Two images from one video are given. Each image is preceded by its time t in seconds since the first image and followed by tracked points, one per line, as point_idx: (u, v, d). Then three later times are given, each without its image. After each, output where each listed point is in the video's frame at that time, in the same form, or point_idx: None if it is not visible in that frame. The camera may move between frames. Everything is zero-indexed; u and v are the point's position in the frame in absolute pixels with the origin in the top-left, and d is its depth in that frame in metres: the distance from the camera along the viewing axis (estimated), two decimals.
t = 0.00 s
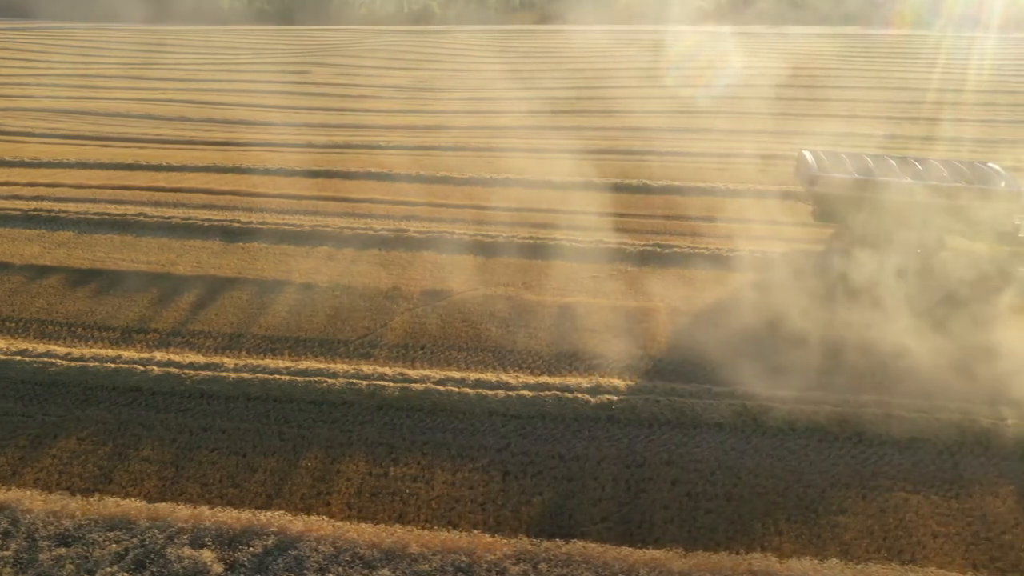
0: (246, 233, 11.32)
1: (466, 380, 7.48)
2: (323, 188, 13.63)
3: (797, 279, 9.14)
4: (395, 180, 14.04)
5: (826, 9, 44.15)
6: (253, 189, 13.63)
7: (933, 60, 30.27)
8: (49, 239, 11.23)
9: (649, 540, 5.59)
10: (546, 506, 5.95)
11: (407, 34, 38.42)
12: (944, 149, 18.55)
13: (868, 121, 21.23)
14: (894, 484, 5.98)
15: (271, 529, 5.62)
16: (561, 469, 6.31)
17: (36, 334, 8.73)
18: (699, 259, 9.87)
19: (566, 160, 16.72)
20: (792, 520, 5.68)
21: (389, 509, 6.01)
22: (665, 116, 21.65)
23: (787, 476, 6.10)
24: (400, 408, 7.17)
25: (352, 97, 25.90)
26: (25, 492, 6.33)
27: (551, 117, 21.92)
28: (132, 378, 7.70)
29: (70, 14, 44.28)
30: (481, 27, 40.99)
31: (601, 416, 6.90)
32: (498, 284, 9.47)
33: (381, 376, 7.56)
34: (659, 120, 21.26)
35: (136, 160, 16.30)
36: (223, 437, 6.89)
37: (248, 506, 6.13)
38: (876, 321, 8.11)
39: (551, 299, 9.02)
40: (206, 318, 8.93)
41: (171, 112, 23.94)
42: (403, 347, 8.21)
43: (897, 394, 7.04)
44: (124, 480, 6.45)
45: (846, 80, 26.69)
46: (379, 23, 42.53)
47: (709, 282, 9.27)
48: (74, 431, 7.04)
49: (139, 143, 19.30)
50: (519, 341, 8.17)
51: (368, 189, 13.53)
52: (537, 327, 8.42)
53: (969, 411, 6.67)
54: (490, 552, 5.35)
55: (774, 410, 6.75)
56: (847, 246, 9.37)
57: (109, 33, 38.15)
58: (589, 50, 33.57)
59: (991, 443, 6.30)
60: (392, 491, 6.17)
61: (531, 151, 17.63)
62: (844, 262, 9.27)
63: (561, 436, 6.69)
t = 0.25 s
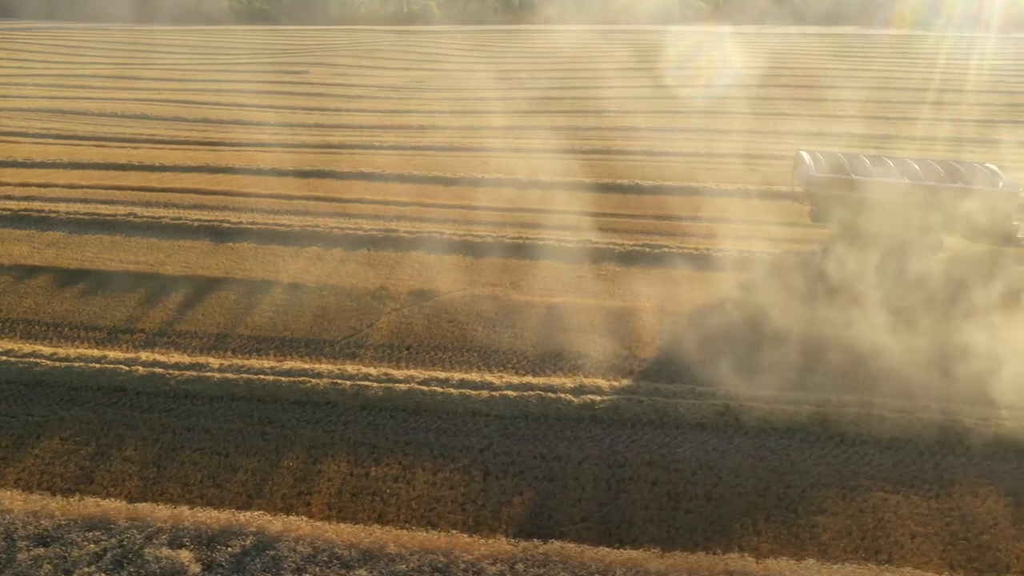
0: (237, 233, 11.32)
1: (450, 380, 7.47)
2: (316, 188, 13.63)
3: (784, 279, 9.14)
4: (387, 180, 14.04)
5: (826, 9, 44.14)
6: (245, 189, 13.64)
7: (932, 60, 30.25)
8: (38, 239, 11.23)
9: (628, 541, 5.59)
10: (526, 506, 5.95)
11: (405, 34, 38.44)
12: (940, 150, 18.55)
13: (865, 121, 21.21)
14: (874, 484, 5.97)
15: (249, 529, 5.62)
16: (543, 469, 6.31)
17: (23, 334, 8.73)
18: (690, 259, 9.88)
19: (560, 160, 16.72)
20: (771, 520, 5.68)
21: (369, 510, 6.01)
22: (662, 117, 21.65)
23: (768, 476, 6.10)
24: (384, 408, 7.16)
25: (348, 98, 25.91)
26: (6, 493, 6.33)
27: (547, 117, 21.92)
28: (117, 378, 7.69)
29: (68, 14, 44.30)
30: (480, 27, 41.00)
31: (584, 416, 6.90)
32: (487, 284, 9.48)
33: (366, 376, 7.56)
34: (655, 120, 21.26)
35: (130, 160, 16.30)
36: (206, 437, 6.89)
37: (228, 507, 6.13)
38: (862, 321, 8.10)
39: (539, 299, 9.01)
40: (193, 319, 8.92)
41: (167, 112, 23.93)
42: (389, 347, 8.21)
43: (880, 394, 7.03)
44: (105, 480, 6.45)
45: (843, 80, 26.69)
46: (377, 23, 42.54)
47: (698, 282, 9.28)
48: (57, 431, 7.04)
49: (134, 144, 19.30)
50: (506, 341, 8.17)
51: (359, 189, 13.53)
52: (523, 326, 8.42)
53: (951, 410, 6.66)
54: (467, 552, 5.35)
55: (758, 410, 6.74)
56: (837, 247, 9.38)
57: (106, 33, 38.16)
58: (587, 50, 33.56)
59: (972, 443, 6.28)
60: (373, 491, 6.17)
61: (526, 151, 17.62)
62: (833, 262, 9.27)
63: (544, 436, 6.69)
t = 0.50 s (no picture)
0: (226, 233, 11.32)
1: (434, 380, 7.46)
2: (307, 188, 13.63)
3: (772, 282, 9.12)
4: (379, 180, 14.04)
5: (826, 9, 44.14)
6: (237, 189, 13.64)
7: (930, 60, 30.26)
8: (28, 239, 11.24)
9: (606, 541, 5.61)
10: (506, 506, 5.95)
11: (403, 34, 38.45)
12: (935, 150, 18.56)
13: (862, 121, 21.22)
14: (854, 485, 5.98)
15: (229, 529, 5.63)
16: (524, 469, 6.31)
17: (9, 334, 8.74)
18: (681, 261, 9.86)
19: (554, 159, 16.73)
20: (749, 521, 5.70)
21: (350, 510, 6.02)
22: (657, 117, 21.66)
23: (748, 476, 6.10)
24: (367, 408, 7.16)
25: (344, 98, 25.91)
26: None
27: (543, 117, 21.94)
28: (101, 378, 7.69)
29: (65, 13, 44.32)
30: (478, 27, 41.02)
31: (567, 416, 6.89)
32: (474, 284, 9.48)
33: (350, 376, 7.55)
34: (650, 120, 21.27)
35: (123, 160, 16.31)
36: (189, 437, 6.89)
37: (209, 507, 6.14)
38: (848, 323, 8.09)
39: (525, 299, 9.00)
40: (180, 319, 8.92)
41: (162, 112, 23.94)
42: (374, 347, 8.21)
43: (865, 395, 7.02)
44: (87, 480, 6.46)
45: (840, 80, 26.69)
46: (375, 23, 42.56)
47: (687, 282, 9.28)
48: (40, 431, 7.04)
49: (128, 144, 19.31)
50: (492, 341, 8.18)
51: (351, 189, 13.53)
52: (509, 326, 8.43)
53: (935, 411, 6.67)
54: (445, 552, 5.37)
55: (741, 411, 6.74)
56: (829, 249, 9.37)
57: (102, 32, 38.17)
58: (584, 50, 33.57)
59: (954, 443, 6.30)
60: (354, 491, 6.18)
61: (520, 150, 17.63)
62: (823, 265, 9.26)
63: (526, 436, 6.69)
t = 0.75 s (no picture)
0: (216, 233, 11.32)
1: (418, 380, 7.46)
2: (300, 189, 13.63)
3: (758, 283, 9.11)
4: (372, 180, 14.04)
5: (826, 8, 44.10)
6: (229, 190, 13.64)
7: (929, 60, 30.25)
8: (18, 240, 11.24)
9: (585, 541, 5.62)
10: (486, 506, 5.95)
11: (401, 34, 38.46)
12: (931, 151, 18.56)
13: (859, 121, 21.21)
14: (834, 485, 5.98)
15: (208, 529, 5.63)
16: (505, 469, 6.31)
17: None
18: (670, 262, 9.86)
19: (549, 159, 16.73)
20: (729, 521, 5.70)
21: (331, 510, 6.02)
22: (654, 117, 21.65)
23: (729, 477, 6.10)
24: (351, 409, 7.15)
25: (341, 98, 25.91)
26: None
27: (540, 117, 21.94)
28: (86, 378, 7.68)
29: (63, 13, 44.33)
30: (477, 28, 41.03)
31: (550, 416, 6.88)
32: (462, 284, 9.47)
33: (335, 376, 7.54)
34: (646, 120, 21.27)
35: (117, 160, 16.31)
36: (172, 437, 6.89)
37: (190, 507, 6.14)
38: (833, 323, 8.08)
39: (512, 300, 8.99)
40: (167, 319, 8.91)
41: (158, 112, 23.94)
42: (360, 347, 8.21)
43: (848, 395, 7.02)
44: (69, 481, 6.46)
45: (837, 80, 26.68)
46: (373, 23, 42.56)
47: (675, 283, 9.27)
48: (24, 431, 7.04)
49: (123, 144, 19.31)
50: (478, 341, 8.18)
51: (343, 189, 13.53)
52: (494, 326, 8.43)
53: (918, 411, 6.66)
54: (423, 553, 5.38)
55: (723, 411, 6.74)
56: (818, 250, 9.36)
57: (99, 32, 38.19)
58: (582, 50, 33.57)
59: (935, 443, 6.30)
60: (335, 491, 6.18)
61: (515, 150, 17.62)
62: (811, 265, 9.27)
63: (509, 436, 6.69)
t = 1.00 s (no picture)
0: (206, 233, 11.33)
1: (403, 380, 7.45)
2: (291, 189, 13.64)
3: (745, 283, 9.11)
4: (363, 180, 14.04)
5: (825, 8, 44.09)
6: (221, 190, 13.66)
7: (927, 60, 30.26)
8: (8, 240, 11.24)
9: (563, 541, 5.63)
10: (466, 507, 5.96)
11: (399, 35, 38.47)
12: (927, 151, 18.57)
13: (856, 121, 21.21)
14: (814, 485, 5.98)
15: (188, 529, 5.63)
16: (486, 469, 6.31)
17: None
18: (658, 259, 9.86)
19: (542, 159, 16.74)
20: (708, 521, 5.71)
21: (311, 510, 6.03)
22: (649, 117, 21.67)
23: (710, 477, 6.10)
24: (335, 409, 7.15)
25: (337, 98, 25.93)
26: None
27: (536, 117, 21.96)
28: (71, 379, 7.67)
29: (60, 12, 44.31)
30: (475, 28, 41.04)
31: (533, 417, 6.88)
32: (450, 284, 9.47)
33: (320, 376, 7.54)
34: (642, 120, 21.28)
35: (110, 160, 16.31)
36: (155, 437, 6.89)
37: (171, 507, 6.14)
38: (820, 323, 8.07)
39: (499, 300, 8.99)
40: (154, 319, 8.91)
41: (153, 112, 23.94)
42: (345, 348, 8.21)
43: (832, 395, 7.01)
44: (51, 481, 6.46)
45: (834, 80, 26.70)
46: (371, 23, 42.58)
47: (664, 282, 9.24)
48: (8, 432, 7.04)
49: (117, 144, 19.31)
50: (464, 341, 8.17)
51: (335, 189, 13.54)
52: (481, 326, 8.43)
53: (902, 412, 6.65)
54: (401, 553, 5.39)
55: (707, 409, 6.74)
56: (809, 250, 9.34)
57: (96, 32, 38.18)
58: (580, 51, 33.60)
59: (918, 444, 6.31)
60: (316, 491, 6.19)
61: (509, 150, 17.63)
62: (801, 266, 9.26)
63: (492, 437, 6.68)
